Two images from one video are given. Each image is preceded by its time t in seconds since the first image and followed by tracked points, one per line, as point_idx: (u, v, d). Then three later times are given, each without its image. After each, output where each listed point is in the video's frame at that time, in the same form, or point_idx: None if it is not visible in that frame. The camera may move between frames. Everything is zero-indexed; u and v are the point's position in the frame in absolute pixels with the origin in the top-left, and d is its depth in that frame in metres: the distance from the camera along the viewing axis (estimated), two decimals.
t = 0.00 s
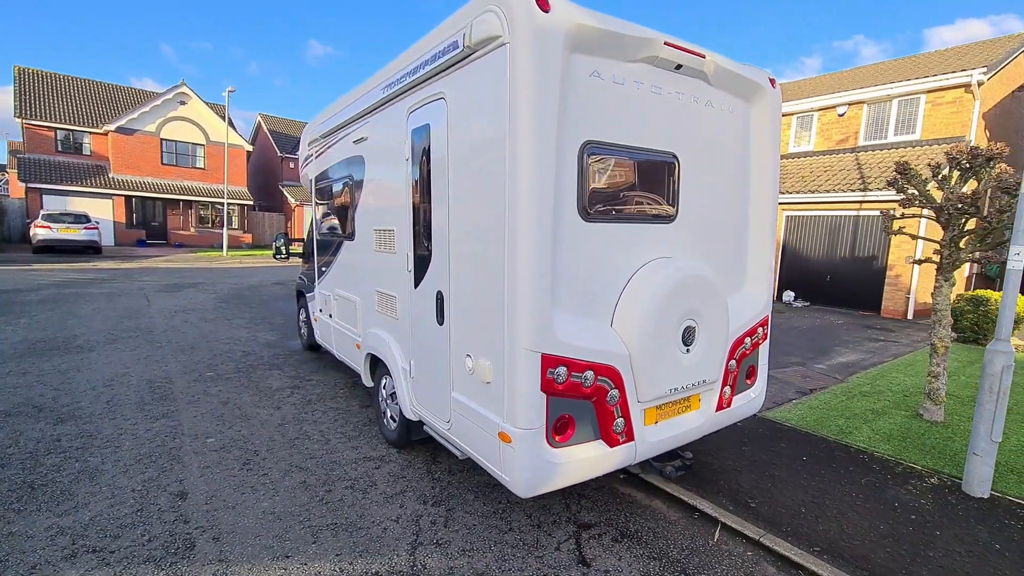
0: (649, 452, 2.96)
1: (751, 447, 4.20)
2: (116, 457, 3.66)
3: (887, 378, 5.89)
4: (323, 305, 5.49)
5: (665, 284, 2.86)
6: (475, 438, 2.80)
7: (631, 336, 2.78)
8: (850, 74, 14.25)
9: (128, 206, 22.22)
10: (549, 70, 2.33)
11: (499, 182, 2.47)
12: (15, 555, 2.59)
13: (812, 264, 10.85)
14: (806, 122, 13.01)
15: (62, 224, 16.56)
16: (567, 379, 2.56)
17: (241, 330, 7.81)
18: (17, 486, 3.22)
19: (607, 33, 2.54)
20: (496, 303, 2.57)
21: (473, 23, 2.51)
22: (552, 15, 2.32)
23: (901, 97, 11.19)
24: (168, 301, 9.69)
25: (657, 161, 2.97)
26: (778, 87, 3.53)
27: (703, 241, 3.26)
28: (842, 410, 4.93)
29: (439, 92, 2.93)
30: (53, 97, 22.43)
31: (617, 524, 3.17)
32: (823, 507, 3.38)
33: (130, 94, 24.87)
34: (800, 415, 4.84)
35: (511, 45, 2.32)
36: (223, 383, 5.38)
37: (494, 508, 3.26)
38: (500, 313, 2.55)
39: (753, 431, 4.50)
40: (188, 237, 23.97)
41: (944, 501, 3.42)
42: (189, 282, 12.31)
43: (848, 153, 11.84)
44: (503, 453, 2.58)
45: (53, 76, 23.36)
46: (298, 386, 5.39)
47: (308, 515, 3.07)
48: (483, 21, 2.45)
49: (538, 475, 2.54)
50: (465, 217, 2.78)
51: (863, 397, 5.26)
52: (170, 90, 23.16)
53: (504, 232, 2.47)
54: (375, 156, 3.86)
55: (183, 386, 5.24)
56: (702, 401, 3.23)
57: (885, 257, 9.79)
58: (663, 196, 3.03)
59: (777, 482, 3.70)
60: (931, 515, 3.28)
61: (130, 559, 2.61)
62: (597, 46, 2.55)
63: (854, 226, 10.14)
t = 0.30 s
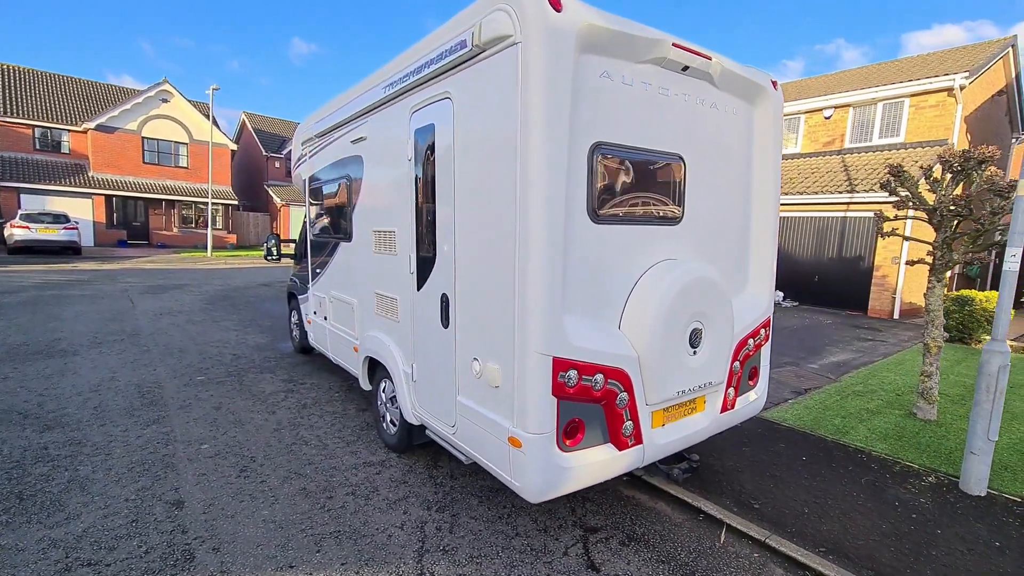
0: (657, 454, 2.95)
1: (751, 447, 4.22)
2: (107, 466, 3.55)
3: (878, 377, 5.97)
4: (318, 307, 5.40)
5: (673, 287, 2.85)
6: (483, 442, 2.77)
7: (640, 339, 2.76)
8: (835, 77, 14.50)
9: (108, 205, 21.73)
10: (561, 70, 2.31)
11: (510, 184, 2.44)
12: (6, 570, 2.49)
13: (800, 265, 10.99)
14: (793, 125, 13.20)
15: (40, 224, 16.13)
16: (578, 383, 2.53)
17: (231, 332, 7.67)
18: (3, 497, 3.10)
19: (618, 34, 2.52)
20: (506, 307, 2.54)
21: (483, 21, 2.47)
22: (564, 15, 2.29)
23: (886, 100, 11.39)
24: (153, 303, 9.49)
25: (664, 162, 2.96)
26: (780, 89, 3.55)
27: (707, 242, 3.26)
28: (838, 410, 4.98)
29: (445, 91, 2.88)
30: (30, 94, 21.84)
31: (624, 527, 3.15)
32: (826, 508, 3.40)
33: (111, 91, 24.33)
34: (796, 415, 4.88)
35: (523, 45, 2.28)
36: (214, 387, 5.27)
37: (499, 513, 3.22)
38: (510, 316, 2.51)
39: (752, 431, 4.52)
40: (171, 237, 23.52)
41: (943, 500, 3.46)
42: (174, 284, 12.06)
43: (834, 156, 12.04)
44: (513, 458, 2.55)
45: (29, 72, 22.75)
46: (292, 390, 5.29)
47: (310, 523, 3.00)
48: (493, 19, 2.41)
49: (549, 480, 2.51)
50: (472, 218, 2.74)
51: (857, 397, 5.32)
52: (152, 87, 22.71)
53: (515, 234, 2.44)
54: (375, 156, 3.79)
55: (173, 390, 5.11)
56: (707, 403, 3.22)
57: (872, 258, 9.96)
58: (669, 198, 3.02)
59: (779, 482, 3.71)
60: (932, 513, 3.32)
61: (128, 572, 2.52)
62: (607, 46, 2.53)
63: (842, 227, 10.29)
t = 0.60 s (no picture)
0: (662, 455, 2.96)
1: (750, 446, 4.25)
2: (101, 471, 3.47)
3: (870, 375, 6.06)
4: (314, 307, 5.34)
5: (679, 287, 2.86)
6: (489, 444, 2.75)
7: (647, 339, 2.76)
8: (822, 80, 14.70)
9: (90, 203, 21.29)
10: (572, 71, 2.30)
11: (519, 184, 2.42)
12: None
13: (789, 265, 11.13)
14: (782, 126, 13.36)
15: (20, 222, 15.75)
16: (588, 384, 2.52)
17: (221, 333, 7.55)
18: None
19: (627, 34, 2.51)
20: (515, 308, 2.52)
21: (492, 20, 2.45)
22: (576, 15, 2.28)
23: (872, 103, 11.57)
24: (139, 304, 9.31)
25: (669, 164, 2.97)
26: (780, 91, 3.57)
27: (710, 243, 3.28)
28: (833, 408, 5.05)
29: (451, 90, 2.85)
30: (8, 89, 21.31)
31: (628, 527, 3.16)
32: (826, 506, 3.44)
33: (93, 87, 23.85)
34: (792, 414, 4.93)
35: (535, 45, 2.27)
36: (207, 389, 5.17)
37: (503, 515, 3.20)
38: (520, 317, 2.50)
39: (750, 430, 4.56)
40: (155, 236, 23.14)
41: (940, 497, 3.52)
42: (160, 284, 11.86)
43: (822, 157, 12.22)
44: (522, 460, 2.53)
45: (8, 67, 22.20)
46: (287, 392, 5.21)
47: (313, 528, 2.96)
48: (503, 19, 2.40)
49: (558, 482, 2.50)
50: (480, 218, 2.72)
51: (850, 396, 5.39)
52: (136, 84, 22.30)
53: (525, 234, 2.43)
54: (375, 155, 3.75)
55: (165, 393, 5.01)
56: (710, 403, 3.24)
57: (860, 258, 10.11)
58: (674, 198, 3.03)
59: (779, 481, 3.74)
60: (929, 510, 3.37)
61: None
62: (616, 47, 2.53)
63: (830, 228, 10.44)
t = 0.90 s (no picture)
0: (667, 454, 2.99)
1: (747, 445, 4.31)
2: (97, 475, 3.41)
3: (860, 375, 6.19)
4: (310, 308, 5.30)
5: (684, 288, 2.89)
6: (497, 445, 2.76)
7: (654, 340, 2.79)
8: (808, 85, 14.96)
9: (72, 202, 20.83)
10: (585, 74, 2.32)
11: (531, 185, 2.44)
12: None
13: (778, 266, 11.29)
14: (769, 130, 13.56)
15: None
16: (597, 385, 2.55)
17: (211, 335, 7.44)
18: None
19: (637, 38, 2.54)
20: (525, 308, 2.53)
21: (504, 22, 2.47)
22: (588, 18, 2.30)
23: (858, 109, 11.80)
24: (125, 305, 9.13)
25: (675, 166, 3.01)
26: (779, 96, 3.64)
27: (712, 244, 3.32)
28: (825, 408, 5.14)
29: (459, 91, 2.86)
30: None
31: (632, 526, 3.19)
32: (824, 503, 3.50)
33: (74, 83, 23.36)
34: (786, 414, 5.01)
35: (548, 48, 2.29)
36: (201, 391, 5.10)
37: (508, 515, 3.21)
38: (531, 318, 2.51)
39: (746, 430, 4.63)
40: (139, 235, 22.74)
41: (933, 494, 3.61)
42: (146, 284, 11.66)
43: (809, 161, 12.42)
44: (531, 460, 2.55)
45: None
46: (282, 394, 5.16)
47: (318, 530, 2.94)
48: (515, 21, 2.41)
49: (567, 482, 2.52)
50: (488, 219, 2.73)
51: (841, 395, 5.49)
52: (119, 80, 21.90)
53: (536, 235, 2.44)
54: (378, 155, 3.74)
55: (158, 395, 4.94)
56: (712, 403, 3.28)
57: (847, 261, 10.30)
58: (678, 201, 3.07)
59: (777, 479, 3.80)
60: (923, 507, 3.46)
61: None
62: (625, 51, 2.56)
63: (818, 230, 10.62)
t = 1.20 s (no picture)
0: (664, 452, 3.04)
1: (737, 443, 4.41)
2: (84, 481, 3.32)
3: (840, 374, 6.37)
4: (299, 309, 5.24)
5: (681, 289, 2.96)
6: (500, 445, 2.78)
7: (653, 340, 2.85)
8: (786, 91, 15.34)
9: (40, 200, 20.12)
10: (589, 78, 2.36)
11: (536, 187, 2.47)
12: None
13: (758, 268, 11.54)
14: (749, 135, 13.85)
15: None
16: (599, 384, 2.59)
17: (194, 337, 7.28)
18: None
19: (639, 45, 2.60)
20: (529, 310, 2.56)
21: (509, 26, 2.49)
22: (593, 24, 2.35)
23: (834, 115, 12.14)
24: (101, 306, 8.87)
25: (671, 170, 3.07)
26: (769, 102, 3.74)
27: (706, 246, 3.40)
28: (809, 406, 5.28)
29: (461, 94, 2.88)
30: None
31: (630, 523, 3.24)
32: (813, 498, 3.61)
33: (42, 77, 22.61)
34: (772, 412, 5.14)
35: (554, 52, 2.32)
36: (187, 395, 5.00)
37: (507, 515, 3.23)
38: (535, 318, 2.53)
39: (734, 428, 4.73)
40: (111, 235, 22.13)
41: (915, 487, 3.75)
42: (122, 285, 11.35)
43: (788, 166, 12.73)
44: (535, 459, 2.57)
45: None
46: (271, 397, 5.09)
47: (318, 533, 2.92)
48: (521, 25, 2.44)
49: (571, 480, 2.55)
50: (491, 220, 2.75)
51: (824, 393, 5.65)
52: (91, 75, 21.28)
53: (541, 237, 2.48)
54: (374, 156, 3.73)
55: (143, 399, 4.82)
56: (706, 401, 3.35)
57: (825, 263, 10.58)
58: (675, 204, 3.14)
59: (767, 475, 3.90)
60: (906, 499, 3.59)
61: None
62: (626, 57, 2.62)
63: (797, 233, 10.90)
